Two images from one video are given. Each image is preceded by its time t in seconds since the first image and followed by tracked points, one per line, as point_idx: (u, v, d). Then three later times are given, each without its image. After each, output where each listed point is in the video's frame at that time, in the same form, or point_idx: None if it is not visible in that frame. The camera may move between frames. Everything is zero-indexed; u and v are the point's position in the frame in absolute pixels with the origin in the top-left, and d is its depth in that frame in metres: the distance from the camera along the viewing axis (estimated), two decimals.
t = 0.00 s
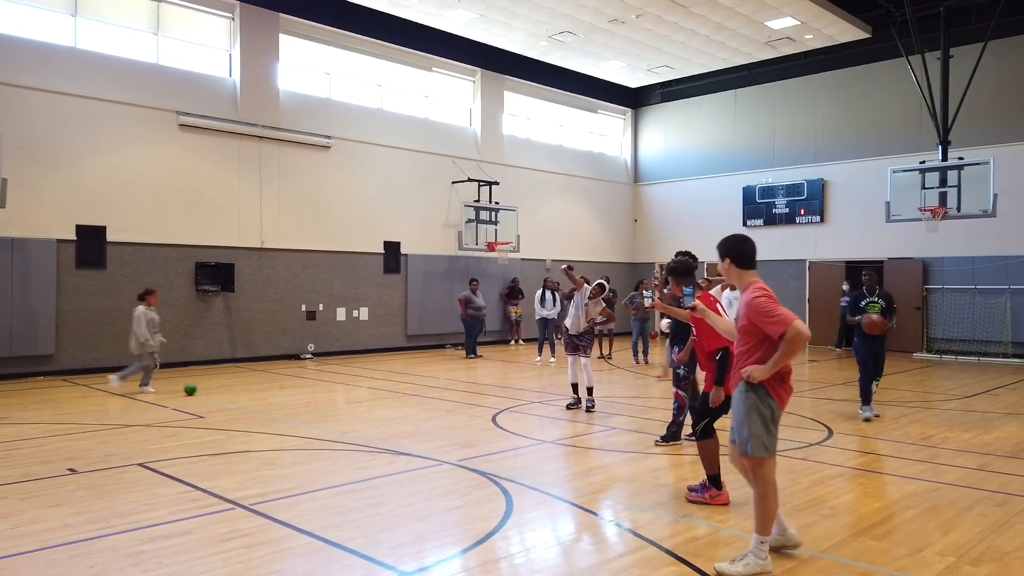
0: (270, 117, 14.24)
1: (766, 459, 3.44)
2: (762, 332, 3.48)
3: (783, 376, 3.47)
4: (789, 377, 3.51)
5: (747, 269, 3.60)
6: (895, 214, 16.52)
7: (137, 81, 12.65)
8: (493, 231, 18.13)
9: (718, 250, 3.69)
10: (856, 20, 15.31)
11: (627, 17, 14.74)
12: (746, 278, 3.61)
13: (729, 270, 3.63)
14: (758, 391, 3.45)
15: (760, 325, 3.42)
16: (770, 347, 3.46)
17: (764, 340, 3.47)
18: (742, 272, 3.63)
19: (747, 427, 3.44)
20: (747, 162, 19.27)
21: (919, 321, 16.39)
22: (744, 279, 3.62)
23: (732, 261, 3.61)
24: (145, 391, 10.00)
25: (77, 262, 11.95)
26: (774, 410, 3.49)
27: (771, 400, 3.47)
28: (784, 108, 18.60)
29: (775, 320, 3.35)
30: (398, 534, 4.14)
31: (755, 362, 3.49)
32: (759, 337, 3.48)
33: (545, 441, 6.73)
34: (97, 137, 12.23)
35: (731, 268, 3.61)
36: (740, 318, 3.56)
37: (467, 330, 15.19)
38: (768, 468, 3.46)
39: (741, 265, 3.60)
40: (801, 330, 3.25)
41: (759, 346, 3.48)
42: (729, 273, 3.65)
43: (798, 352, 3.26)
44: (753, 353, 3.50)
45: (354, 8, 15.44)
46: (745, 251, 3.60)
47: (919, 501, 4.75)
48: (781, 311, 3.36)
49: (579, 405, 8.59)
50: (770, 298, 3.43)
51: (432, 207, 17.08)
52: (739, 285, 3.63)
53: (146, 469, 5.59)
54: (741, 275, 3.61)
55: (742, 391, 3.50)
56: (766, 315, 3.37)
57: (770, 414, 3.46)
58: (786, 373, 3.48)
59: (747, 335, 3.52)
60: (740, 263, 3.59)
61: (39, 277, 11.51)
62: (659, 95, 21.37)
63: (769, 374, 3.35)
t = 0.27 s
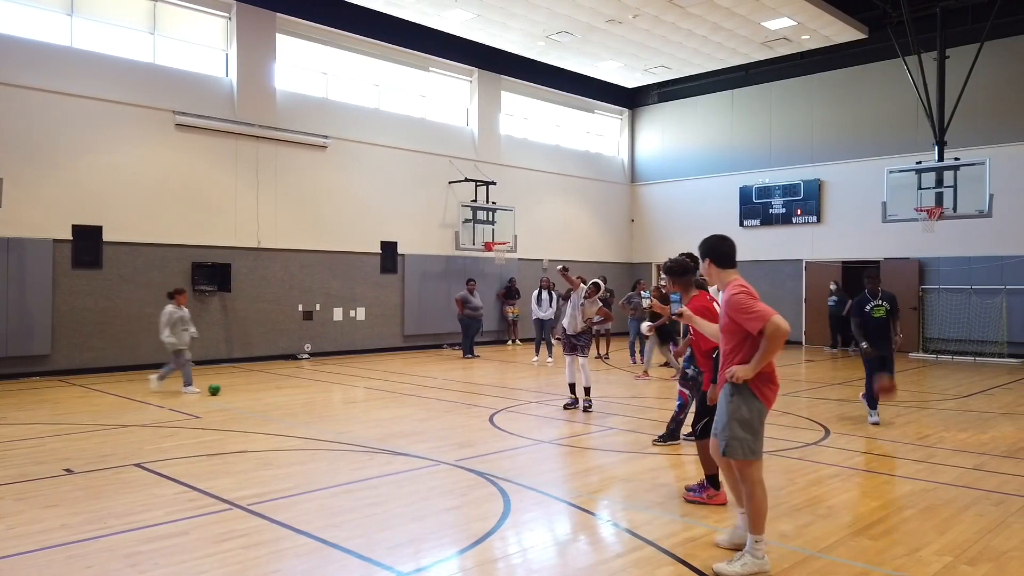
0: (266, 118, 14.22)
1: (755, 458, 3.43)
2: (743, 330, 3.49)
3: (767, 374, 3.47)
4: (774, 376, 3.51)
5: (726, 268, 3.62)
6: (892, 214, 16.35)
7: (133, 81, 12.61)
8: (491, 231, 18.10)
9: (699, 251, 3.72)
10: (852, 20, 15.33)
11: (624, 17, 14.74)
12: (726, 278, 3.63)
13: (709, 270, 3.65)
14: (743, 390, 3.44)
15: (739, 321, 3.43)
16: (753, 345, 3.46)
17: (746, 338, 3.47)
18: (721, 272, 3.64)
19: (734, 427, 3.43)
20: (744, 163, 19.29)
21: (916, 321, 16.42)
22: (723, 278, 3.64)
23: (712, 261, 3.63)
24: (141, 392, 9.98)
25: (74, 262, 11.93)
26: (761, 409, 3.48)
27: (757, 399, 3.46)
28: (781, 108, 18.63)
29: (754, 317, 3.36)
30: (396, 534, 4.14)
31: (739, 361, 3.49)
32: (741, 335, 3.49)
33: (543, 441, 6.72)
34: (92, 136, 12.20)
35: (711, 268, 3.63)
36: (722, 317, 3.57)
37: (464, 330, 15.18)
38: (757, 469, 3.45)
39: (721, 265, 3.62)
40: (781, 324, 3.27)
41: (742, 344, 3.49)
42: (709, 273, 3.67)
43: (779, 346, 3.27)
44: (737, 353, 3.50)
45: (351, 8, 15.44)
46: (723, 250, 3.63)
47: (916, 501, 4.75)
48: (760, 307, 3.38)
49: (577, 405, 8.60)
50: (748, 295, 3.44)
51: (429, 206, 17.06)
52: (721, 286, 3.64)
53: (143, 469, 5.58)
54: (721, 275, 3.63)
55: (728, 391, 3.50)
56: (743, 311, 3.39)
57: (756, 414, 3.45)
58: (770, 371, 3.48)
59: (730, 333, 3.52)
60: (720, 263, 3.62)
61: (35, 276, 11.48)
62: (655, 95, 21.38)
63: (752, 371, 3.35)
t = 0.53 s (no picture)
0: (263, 117, 14.19)
1: (751, 456, 3.44)
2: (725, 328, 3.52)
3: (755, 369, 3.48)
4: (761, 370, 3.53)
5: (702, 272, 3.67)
6: (889, 214, 16.35)
7: (129, 80, 12.57)
8: (488, 231, 18.08)
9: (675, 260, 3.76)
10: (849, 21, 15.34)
11: (621, 17, 14.73)
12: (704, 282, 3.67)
13: (685, 277, 3.70)
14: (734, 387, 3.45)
15: (715, 318, 3.48)
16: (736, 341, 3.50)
17: (728, 335, 3.51)
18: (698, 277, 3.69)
19: (729, 426, 3.44)
20: (741, 163, 19.30)
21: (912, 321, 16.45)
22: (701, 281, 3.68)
23: (688, 267, 3.68)
24: (138, 392, 9.94)
25: (69, 262, 11.88)
26: (755, 405, 3.48)
27: (749, 395, 3.47)
28: (778, 109, 18.65)
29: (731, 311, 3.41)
30: (394, 534, 4.13)
31: (725, 359, 3.51)
32: (723, 333, 3.52)
33: (541, 441, 6.72)
34: (88, 135, 12.16)
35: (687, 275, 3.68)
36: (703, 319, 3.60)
37: (461, 330, 15.16)
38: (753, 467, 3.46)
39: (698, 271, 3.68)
40: (757, 314, 3.32)
41: (726, 342, 3.52)
42: (687, 280, 3.71)
43: (758, 335, 3.31)
44: (723, 351, 3.53)
45: (349, 8, 15.42)
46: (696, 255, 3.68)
47: (915, 501, 4.75)
48: (736, 300, 3.43)
49: (575, 405, 8.59)
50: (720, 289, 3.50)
51: (427, 206, 17.05)
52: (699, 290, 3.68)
53: (139, 469, 5.56)
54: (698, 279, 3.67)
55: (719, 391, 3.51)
56: (717, 306, 3.43)
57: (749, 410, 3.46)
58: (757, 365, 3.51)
59: (713, 333, 3.56)
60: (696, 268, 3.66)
61: (31, 276, 11.45)
62: (653, 95, 21.39)
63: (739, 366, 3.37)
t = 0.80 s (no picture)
0: (260, 115, 14.13)
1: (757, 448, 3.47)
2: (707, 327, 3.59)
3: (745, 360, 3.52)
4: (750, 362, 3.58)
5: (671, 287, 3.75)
6: (887, 212, 16.37)
7: (125, 77, 12.50)
8: (486, 230, 18.04)
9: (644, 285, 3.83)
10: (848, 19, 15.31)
11: (620, 15, 14.69)
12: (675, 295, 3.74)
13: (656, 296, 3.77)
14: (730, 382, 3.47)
15: (693, 318, 3.56)
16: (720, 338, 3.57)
17: (711, 333, 3.58)
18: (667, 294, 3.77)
19: (734, 422, 3.44)
20: (739, 162, 19.27)
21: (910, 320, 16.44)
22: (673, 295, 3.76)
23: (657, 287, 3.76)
24: (134, 391, 9.87)
25: (65, 260, 11.81)
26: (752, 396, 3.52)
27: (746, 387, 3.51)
28: (776, 107, 18.62)
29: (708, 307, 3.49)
30: (393, 536, 4.08)
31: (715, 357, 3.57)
32: (706, 333, 3.59)
33: (540, 441, 6.67)
34: (84, 133, 12.09)
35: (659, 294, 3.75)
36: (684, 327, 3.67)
37: (459, 329, 15.11)
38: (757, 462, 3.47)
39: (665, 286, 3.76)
40: (731, 302, 3.43)
41: (711, 341, 3.59)
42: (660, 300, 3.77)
43: (736, 322, 3.41)
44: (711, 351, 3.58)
45: (347, 5, 15.36)
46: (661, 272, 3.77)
47: (917, 501, 4.72)
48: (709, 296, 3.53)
49: (574, 404, 8.54)
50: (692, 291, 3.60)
51: (424, 204, 17.00)
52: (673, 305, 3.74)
53: (135, 470, 5.51)
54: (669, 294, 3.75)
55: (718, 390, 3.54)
56: (693, 306, 3.52)
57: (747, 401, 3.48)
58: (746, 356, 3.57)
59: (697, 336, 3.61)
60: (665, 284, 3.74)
61: (25, 274, 11.37)
62: (651, 93, 21.35)
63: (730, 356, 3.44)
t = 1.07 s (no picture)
0: (260, 113, 14.06)
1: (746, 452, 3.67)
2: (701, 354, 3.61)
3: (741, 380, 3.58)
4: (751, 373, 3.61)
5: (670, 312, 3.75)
6: (891, 210, 16.57)
7: (125, 74, 12.44)
8: (487, 228, 18.00)
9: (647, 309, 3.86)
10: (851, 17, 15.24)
11: (622, 12, 14.62)
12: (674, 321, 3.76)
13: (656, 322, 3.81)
14: (724, 398, 3.56)
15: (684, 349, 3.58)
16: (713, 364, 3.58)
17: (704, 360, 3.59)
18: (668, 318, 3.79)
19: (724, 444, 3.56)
20: (741, 160, 19.21)
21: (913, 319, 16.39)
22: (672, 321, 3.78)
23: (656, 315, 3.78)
24: (133, 391, 9.81)
25: (65, 259, 11.76)
26: (752, 410, 3.58)
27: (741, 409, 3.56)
28: (778, 105, 18.56)
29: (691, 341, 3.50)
30: (396, 537, 4.03)
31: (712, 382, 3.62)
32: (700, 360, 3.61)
33: (543, 441, 6.62)
34: (84, 131, 12.04)
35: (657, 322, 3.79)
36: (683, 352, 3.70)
37: (460, 328, 15.05)
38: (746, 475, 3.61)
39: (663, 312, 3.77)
40: (711, 337, 3.40)
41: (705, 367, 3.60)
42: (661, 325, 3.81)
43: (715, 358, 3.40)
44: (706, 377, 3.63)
45: (348, 3, 15.30)
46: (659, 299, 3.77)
47: (926, 502, 4.66)
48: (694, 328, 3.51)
49: (576, 404, 8.49)
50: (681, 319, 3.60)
51: (426, 202, 16.95)
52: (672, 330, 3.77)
53: (135, 470, 5.46)
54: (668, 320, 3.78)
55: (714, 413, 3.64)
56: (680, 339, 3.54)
57: (745, 416, 3.56)
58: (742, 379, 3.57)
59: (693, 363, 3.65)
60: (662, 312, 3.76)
61: (25, 272, 11.32)
62: (652, 91, 21.28)
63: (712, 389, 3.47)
